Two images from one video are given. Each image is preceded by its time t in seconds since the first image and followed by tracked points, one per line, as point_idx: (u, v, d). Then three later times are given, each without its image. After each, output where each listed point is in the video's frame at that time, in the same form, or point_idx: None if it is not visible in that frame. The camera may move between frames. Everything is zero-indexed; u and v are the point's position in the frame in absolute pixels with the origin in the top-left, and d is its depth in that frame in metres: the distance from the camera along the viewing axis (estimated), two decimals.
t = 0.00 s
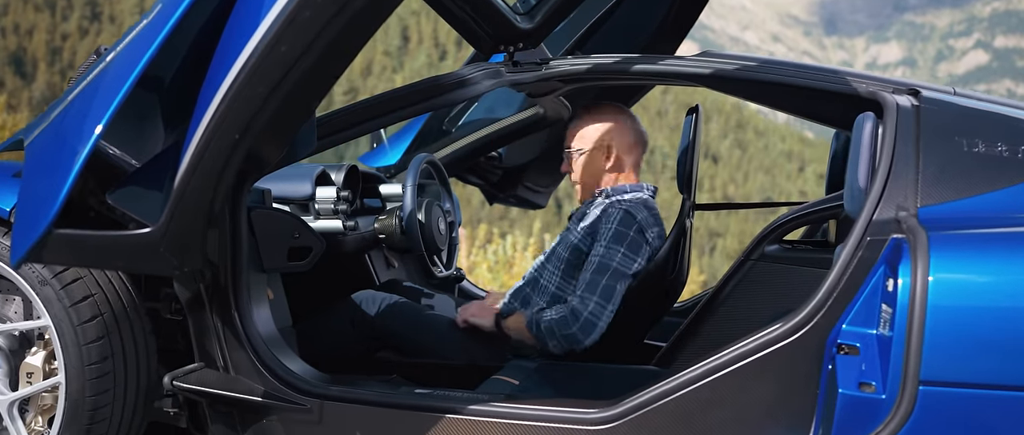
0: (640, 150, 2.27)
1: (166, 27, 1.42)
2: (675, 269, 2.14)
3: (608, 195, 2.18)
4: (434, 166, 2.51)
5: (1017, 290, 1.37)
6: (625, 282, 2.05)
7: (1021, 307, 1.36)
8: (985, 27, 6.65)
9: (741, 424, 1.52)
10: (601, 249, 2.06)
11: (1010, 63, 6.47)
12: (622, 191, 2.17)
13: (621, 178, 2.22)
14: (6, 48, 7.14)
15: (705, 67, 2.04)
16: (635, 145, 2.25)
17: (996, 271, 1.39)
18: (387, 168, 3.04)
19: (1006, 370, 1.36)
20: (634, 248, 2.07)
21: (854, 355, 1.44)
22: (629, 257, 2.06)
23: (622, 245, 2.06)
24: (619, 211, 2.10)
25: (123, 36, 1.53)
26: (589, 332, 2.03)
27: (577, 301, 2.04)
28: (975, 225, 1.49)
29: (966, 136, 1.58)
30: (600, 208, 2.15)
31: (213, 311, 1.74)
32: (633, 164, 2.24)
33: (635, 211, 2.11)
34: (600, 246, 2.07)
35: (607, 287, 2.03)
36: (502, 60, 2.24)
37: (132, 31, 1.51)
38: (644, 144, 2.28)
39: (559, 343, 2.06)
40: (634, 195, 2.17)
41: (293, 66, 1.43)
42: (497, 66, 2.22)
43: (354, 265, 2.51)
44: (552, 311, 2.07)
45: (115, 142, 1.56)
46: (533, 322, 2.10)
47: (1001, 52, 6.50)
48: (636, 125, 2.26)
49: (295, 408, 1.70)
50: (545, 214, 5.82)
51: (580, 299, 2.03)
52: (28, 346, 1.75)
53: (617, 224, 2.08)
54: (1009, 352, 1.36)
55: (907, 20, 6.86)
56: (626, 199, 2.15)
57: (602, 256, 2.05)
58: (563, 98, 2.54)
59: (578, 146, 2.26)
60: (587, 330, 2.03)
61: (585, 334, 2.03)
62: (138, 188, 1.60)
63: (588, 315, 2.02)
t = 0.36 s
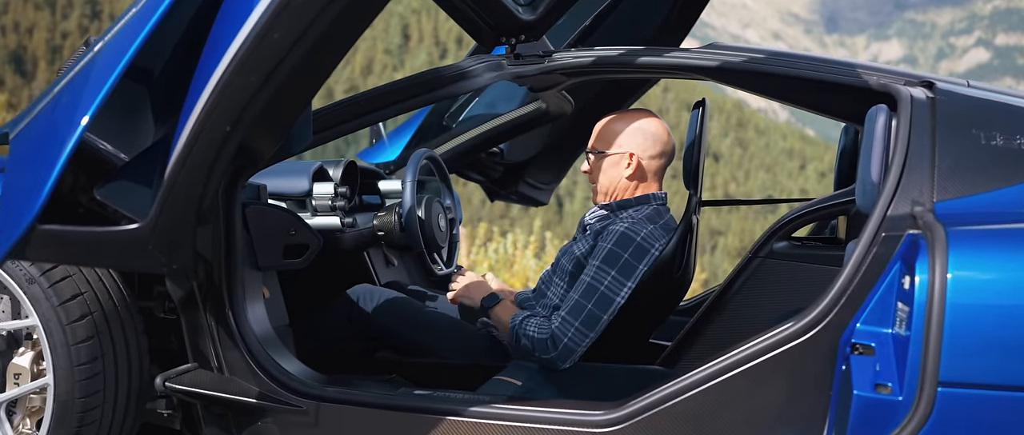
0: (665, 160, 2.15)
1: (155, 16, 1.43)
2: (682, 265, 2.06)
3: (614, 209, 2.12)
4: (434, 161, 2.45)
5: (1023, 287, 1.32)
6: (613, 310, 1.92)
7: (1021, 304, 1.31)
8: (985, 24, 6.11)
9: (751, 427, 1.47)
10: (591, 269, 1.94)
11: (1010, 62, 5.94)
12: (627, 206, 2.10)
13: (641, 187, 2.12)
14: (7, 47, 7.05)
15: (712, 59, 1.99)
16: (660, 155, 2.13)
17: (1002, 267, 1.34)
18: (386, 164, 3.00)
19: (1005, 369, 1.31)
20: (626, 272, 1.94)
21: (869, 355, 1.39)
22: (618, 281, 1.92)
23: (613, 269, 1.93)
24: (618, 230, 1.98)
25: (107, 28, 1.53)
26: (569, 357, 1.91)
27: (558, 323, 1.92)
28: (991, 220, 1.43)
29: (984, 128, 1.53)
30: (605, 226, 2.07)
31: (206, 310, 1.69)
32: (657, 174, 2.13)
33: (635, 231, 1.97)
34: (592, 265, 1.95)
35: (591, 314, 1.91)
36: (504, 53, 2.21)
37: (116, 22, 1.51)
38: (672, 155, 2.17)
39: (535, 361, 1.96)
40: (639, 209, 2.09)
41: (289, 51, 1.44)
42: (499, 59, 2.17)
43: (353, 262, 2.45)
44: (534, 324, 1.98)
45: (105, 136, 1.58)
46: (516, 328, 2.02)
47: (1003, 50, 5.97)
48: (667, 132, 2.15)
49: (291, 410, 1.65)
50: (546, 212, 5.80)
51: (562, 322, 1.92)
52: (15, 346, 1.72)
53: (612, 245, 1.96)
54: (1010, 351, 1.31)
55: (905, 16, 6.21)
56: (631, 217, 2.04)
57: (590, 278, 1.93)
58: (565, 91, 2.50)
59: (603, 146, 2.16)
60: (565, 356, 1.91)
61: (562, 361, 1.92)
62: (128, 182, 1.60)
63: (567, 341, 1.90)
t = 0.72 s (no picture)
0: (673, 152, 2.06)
1: None
2: (694, 261, 1.99)
3: (621, 208, 2.05)
4: (439, 155, 2.40)
5: None
6: (620, 310, 1.86)
7: None
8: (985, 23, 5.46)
9: (771, 427, 1.42)
10: (596, 268, 1.89)
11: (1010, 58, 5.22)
12: (633, 203, 2.02)
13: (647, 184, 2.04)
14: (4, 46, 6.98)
15: (725, 49, 1.93)
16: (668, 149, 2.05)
17: (1015, 261, 1.29)
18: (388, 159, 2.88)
19: None
20: (632, 270, 1.88)
21: (895, 352, 1.33)
22: (625, 280, 1.87)
23: (619, 268, 1.88)
24: (623, 227, 1.92)
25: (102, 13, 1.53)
26: (576, 361, 1.86)
27: (565, 325, 1.86)
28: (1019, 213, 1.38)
29: (1011, 118, 1.49)
30: (609, 224, 2.00)
31: (205, 305, 1.64)
32: (665, 168, 2.05)
33: (640, 228, 1.91)
34: (597, 264, 1.89)
35: (598, 314, 1.85)
36: (510, 42, 2.14)
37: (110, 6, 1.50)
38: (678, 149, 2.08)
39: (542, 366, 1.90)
40: (646, 205, 2.01)
41: (291, 31, 1.40)
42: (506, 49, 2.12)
43: (355, 257, 2.39)
44: (535, 331, 1.93)
45: (100, 125, 1.55)
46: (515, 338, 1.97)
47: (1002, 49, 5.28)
48: (672, 125, 2.06)
49: (291, 409, 1.60)
50: (544, 211, 5.65)
51: (569, 324, 1.86)
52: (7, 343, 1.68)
53: (617, 243, 1.90)
54: None
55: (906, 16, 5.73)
56: (636, 214, 1.97)
57: (595, 277, 1.87)
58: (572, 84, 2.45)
59: (603, 144, 2.08)
60: (572, 360, 1.86)
61: (570, 365, 1.86)
62: (123, 172, 1.57)
63: (575, 345, 1.84)
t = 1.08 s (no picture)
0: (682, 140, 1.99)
1: None
2: (709, 256, 1.94)
3: (633, 200, 1.97)
4: (445, 148, 2.34)
5: None
6: (632, 308, 1.81)
7: None
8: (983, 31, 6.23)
9: (796, 428, 1.37)
10: (608, 265, 1.82)
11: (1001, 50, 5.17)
12: (647, 195, 1.95)
13: (659, 174, 1.96)
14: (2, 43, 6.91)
15: (742, 38, 1.87)
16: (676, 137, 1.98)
17: None
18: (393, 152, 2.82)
19: None
20: (645, 267, 1.83)
21: (925, 350, 1.27)
22: (637, 278, 1.81)
23: (631, 265, 1.82)
24: (635, 222, 1.86)
25: None
26: (587, 362, 1.80)
27: (576, 325, 1.80)
28: None
29: None
30: (619, 219, 1.93)
31: (207, 302, 1.59)
32: (676, 157, 1.98)
33: (654, 223, 1.85)
34: (608, 261, 1.83)
35: (610, 314, 1.79)
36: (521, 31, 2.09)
37: None
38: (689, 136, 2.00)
39: (550, 366, 1.83)
40: (660, 198, 1.94)
41: (288, 28, 1.36)
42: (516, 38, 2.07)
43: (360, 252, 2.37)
44: (542, 333, 1.84)
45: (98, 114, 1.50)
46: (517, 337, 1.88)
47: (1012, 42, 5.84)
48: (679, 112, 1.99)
49: (296, 409, 1.54)
50: (545, 208, 5.64)
51: (580, 324, 1.79)
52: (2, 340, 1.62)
53: (629, 239, 1.84)
54: None
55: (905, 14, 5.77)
56: (647, 208, 1.91)
57: (606, 275, 1.81)
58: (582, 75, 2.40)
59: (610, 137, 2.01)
60: (583, 360, 1.80)
61: (580, 365, 1.80)
62: (121, 163, 1.52)
63: (586, 345, 1.79)
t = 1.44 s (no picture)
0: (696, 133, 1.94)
1: None
2: (723, 251, 1.89)
3: (645, 197, 1.92)
4: (451, 139, 2.30)
5: None
6: (648, 305, 1.77)
7: None
8: None
9: (817, 425, 1.32)
10: (625, 260, 1.78)
11: None
12: (659, 192, 1.91)
13: (675, 169, 1.91)
14: None
15: (756, 26, 1.83)
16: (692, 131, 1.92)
17: None
18: (397, 144, 2.71)
19: None
20: (663, 263, 1.79)
21: (955, 344, 1.24)
22: (655, 274, 1.77)
23: (649, 261, 1.77)
24: (654, 216, 1.81)
25: None
26: (599, 357, 1.76)
27: (588, 320, 1.76)
28: None
29: None
30: (635, 214, 1.88)
31: (209, 295, 1.54)
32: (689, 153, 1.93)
33: (673, 218, 1.80)
34: (625, 255, 1.78)
35: (626, 310, 1.76)
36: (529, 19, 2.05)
37: None
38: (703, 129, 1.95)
39: (559, 361, 1.79)
40: (673, 193, 1.89)
41: (285, 19, 1.34)
42: (525, 24, 2.04)
43: (363, 247, 2.32)
44: (552, 327, 1.80)
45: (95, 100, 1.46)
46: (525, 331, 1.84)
47: None
48: (693, 102, 1.92)
49: (298, 406, 1.50)
50: (544, 207, 5.46)
51: (594, 318, 1.75)
52: None
53: (648, 234, 1.79)
54: None
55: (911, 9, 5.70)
56: (664, 202, 1.86)
57: (623, 270, 1.77)
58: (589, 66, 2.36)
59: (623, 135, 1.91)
60: (595, 356, 1.76)
61: (592, 360, 1.77)
62: (120, 150, 1.47)
63: (599, 340, 1.75)
